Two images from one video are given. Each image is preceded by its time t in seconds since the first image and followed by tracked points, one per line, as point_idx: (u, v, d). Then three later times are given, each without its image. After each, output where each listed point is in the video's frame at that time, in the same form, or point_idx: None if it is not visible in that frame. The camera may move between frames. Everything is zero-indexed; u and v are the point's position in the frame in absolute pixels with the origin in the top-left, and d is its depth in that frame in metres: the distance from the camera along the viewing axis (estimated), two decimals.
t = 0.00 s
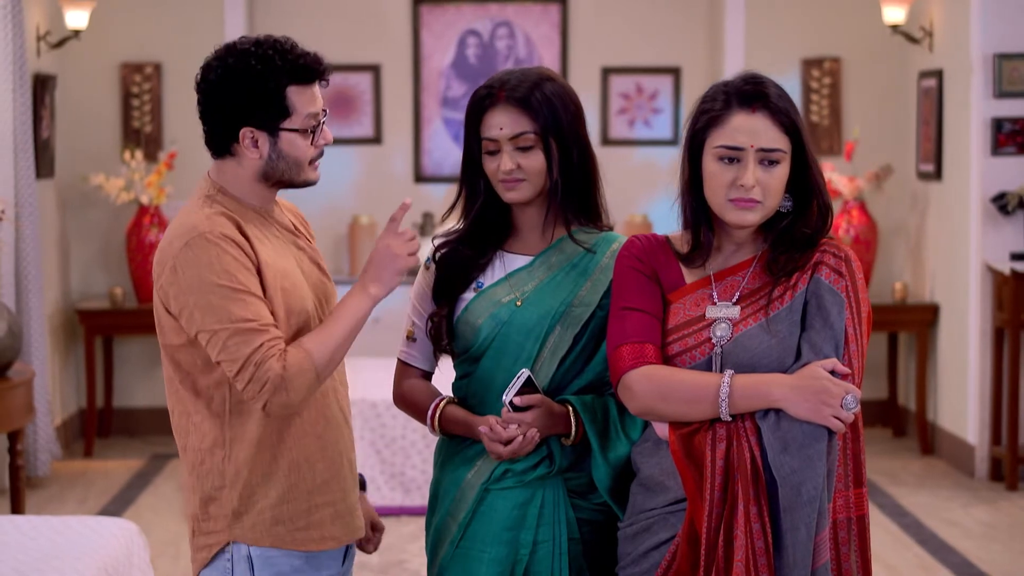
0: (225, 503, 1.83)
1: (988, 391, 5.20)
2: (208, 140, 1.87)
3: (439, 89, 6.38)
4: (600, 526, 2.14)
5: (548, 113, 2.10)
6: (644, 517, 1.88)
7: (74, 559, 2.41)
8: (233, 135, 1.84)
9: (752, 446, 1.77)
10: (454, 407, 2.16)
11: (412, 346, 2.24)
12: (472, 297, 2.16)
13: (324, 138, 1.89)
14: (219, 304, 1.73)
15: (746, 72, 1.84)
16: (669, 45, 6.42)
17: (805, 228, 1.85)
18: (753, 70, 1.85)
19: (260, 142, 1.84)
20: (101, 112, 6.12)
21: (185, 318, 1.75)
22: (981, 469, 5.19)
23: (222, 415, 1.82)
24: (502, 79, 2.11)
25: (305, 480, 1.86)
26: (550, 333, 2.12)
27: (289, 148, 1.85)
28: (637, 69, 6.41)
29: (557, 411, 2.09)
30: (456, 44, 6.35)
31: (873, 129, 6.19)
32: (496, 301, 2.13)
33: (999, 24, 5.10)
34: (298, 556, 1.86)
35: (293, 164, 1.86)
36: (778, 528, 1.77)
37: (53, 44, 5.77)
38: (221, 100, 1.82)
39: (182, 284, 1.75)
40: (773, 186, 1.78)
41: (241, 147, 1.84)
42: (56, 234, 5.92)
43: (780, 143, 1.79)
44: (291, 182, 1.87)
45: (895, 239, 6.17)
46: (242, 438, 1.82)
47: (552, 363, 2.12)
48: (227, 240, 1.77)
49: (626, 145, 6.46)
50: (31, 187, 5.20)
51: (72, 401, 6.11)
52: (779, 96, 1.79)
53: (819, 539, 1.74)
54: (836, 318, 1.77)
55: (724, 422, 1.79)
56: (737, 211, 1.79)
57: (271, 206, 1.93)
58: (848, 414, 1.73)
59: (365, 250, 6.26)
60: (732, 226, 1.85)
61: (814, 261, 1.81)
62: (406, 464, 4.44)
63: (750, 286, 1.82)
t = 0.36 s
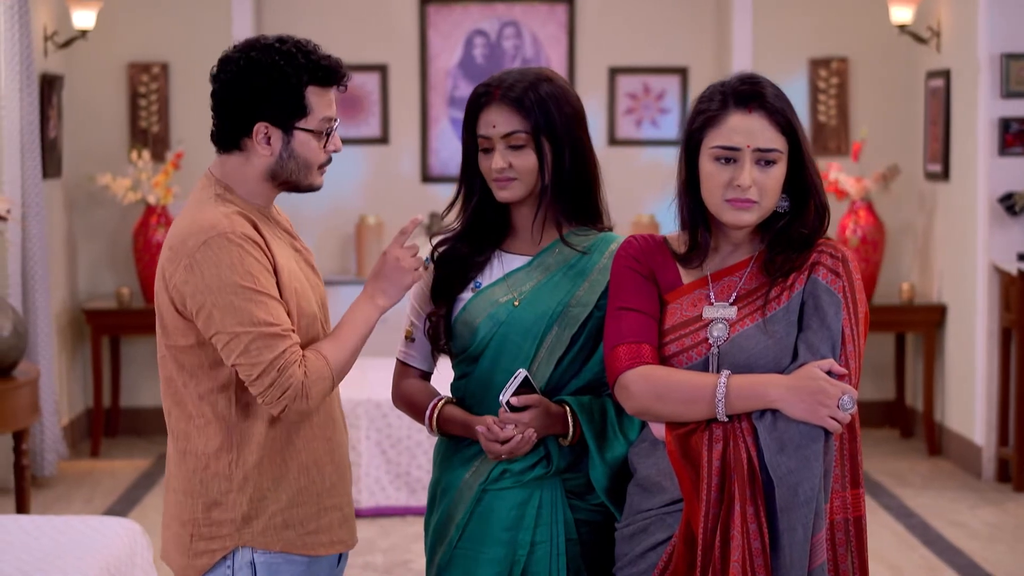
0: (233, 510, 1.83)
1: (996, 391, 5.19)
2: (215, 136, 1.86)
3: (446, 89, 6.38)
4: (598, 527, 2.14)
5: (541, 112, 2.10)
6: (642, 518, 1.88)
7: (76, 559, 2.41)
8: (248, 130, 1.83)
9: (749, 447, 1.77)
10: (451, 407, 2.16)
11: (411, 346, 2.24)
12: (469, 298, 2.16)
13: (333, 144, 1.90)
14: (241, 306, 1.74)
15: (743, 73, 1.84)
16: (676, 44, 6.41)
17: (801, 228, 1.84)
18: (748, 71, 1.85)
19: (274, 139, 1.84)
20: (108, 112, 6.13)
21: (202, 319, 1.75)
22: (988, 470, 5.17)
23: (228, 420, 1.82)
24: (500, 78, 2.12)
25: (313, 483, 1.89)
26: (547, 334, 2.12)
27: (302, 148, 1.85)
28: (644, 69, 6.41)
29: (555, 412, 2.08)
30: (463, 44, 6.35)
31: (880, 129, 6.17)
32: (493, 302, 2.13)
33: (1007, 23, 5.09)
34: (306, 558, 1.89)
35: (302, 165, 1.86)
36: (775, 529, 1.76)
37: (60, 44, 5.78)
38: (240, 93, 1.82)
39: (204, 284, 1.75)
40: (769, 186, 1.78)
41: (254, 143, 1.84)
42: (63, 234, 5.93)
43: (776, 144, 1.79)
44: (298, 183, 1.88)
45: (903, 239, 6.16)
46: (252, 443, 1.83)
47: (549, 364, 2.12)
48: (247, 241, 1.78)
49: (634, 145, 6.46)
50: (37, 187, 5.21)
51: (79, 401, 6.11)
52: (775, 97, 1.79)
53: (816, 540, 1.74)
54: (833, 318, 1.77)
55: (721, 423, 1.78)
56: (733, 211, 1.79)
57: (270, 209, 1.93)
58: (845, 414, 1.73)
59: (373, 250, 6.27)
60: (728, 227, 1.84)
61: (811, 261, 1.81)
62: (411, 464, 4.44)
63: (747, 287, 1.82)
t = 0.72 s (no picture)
0: (231, 510, 1.83)
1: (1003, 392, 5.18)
2: (216, 135, 1.86)
3: (453, 89, 6.39)
4: (595, 528, 2.14)
5: (539, 112, 2.10)
6: (639, 519, 1.88)
7: (78, 559, 2.42)
8: (248, 129, 1.83)
9: (745, 447, 1.76)
10: (449, 407, 2.16)
11: (413, 345, 2.24)
12: (468, 297, 2.16)
13: (333, 145, 1.91)
14: (244, 305, 1.74)
15: (738, 73, 1.84)
16: (684, 44, 6.41)
17: (797, 228, 1.84)
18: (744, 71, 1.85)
19: (275, 138, 1.84)
20: (116, 112, 6.14)
21: (204, 318, 1.75)
22: (996, 470, 5.17)
23: (225, 421, 1.82)
24: (502, 78, 2.13)
25: (312, 485, 1.89)
26: (545, 334, 2.12)
27: (302, 148, 1.86)
28: (652, 70, 6.41)
29: (551, 412, 2.08)
30: (471, 44, 6.36)
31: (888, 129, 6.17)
32: (492, 301, 2.13)
33: (1014, 23, 5.09)
34: (302, 560, 1.89)
35: (303, 165, 1.87)
36: (771, 529, 1.76)
37: (68, 44, 5.80)
38: (241, 91, 1.82)
39: (208, 283, 1.75)
40: (764, 186, 1.78)
41: (255, 142, 1.84)
42: (70, 233, 5.94)
43: (773, 143, 1.78)
44: (298, 182, 1.89)
45: (911, 239, 6.15)
46: (250, 444, 1.83)
47: (547, 364, 2.12)
48: (250, 241, 1.78)
49: (641, 146, 6.46)
50: (44, 186, 5.22)
51: (86, 400, 6.13)
52: (772, 97, 1.79)
53: (813, 540, 1.74)
54: (829, 318, 1.76)
55: (717, 423, 1.78)
56: (730, 211, 1.78)
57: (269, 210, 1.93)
58: (842, 414, 1.73)
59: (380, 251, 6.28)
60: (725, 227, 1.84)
61: (807, 261, 1.81)
62: (417, 464, 4.45)
63: (743, 287, 1.82)
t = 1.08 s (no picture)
0: (226, 507, 1.83)
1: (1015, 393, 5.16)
2: (217, 135, 1.87)
3: (465, 89, 6.39)
4: (597, 528, 2.13)
5: (544, 110, 2.10)
6: (640, 519, 1.88)
7: (86, 558, 2.43)
8: (248, 128, 1.84)
9: (746, 447, 1.76)
10: (454, 405, 2.17)
11: (418, 344, 2.25)
12: (473, 296, 2.16)
13: (337, 142, 1.91)
14: (239, 304, 1.74)
15: (739, 73, 1.84)
16: (696, 44, 6.40)
17: (799, 228, 1.84)
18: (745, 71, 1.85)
19: (276, 138, 1.84)
20: (128, 111, 6.16)
21: (200, 318, 1.76)
22: (1008, 471, 5.15)
23: (221, 419, 1.83)
24: (509, 76, 2.14)
25: (309, 483, 1.88)
26: (548, 334, 2.11)
27: (304, 146, 1.86)
28: (664, 69, 6.40)
29: (554, 412, 2.08)
30: (483, 43, 6.36)
31: (900, 129, 6.15)
32: (496, 300, 2.13)
33: None
34: (299, 558, 1.89)
35: (304, 164, 1.87)
36: (773, 529, 1.76)
37: (80, 44, 5.82)
38: (241, 90, 1.82)
39: (203, 283, 1.75)
40: (765, 185, 1.78)
41: (256, 141, 1.84)
42: (82, 233, 5.96)
43: (773, 143, 1.78)
44: (300, 181, 1.89)
45: (923, 240, 6.13)
46: (246, 441, 1.83)
47: (550, 364, 2.11)
48: (245, 240, 1.78)
49: (653, 146, 6.46)
50: (56, 186, 5.24)
51: (98, 399, 6.15)
52: (772, 96, 1.79)
53: (815, 540, 1.74)
54: (830, 318, 1.76)
55: (719, 423, 1.78)
56: (730, 211, 1.78)
57: (273, 208, 1.94)
58: (843, 414, 1.73)
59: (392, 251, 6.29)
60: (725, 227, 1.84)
61: (809, 261, 1.81)
62: (427, 463, 4.46)
63: (744, 287, 1.82)
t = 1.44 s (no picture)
0: (219, 503, 1.83)
1: None
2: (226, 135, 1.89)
3: (476, 89, 6.39)
4: (600, 530, 2.13)
5: (549, 111, 2.11)
6: (641, 520, 1.88)
7: (93, 557, 2.44)
8: (255, 129, 1.84)
9: (746, 448, 1.76)
10: (457, 405, 2.17)
11: (423, 344, 2.26)
12: (477, 296, 2.16)
13: (344, 144, 1.89)
14: (212, 294, 1.73)
15: (742, 73, 1.83)
16: (708, 44, 6.39)
17: (800, 228, 1.83)
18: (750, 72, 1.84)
19: (281, 139, 1.84)
20: (141, 112, 6.18)
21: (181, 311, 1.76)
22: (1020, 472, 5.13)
23: (217, 416, 1.83)
24: (516, 75, 2.14)
25: (302, 484, 1.86)
26: (552, 334, 2.12)
27: (308, 148, 1.85)
28: (676, 70, 6.39)
29: (557, 412, 2.08)
30: (494, 43, 6.36)
31: (912, 129, 6.13)
32: (500, 300, 2.13)
33: None
34: (294, 558, 1.87)
35: (309, 166, 1.86)
36: (772, 530, 1.76)
37: (91, 44, 5.84)
38: (247, 93, 1.83)
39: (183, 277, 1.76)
40: (766, 186, 1.78)
41: (261, 142, 1.85)
42: (94, 233, 5.98)
43: (773, 143, 1.78)
44: (305, 184, 1.88)
45: (935, 241, 6.12)
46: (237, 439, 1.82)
47: (553, 364, 2.11)
48: (229, 234, 1.78)
49: (664, 146, 6.45)
50: (67, 186, 5.25)
51: (110, 399, 6.17)
52: (773, 97, 1.78)
53: (814, 541, 1.73)
54: (830, 319, 1.76)
55: (718, 424, 1.78)
56: (730, 211, 1.78)
57: (284, 207, 1.95)
58: (843, 415, 1.72)
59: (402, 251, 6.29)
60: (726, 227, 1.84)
61: (809, 261, 1.80)
62: (436, 463, 4.46)
63: (744, 287, 1.81)
